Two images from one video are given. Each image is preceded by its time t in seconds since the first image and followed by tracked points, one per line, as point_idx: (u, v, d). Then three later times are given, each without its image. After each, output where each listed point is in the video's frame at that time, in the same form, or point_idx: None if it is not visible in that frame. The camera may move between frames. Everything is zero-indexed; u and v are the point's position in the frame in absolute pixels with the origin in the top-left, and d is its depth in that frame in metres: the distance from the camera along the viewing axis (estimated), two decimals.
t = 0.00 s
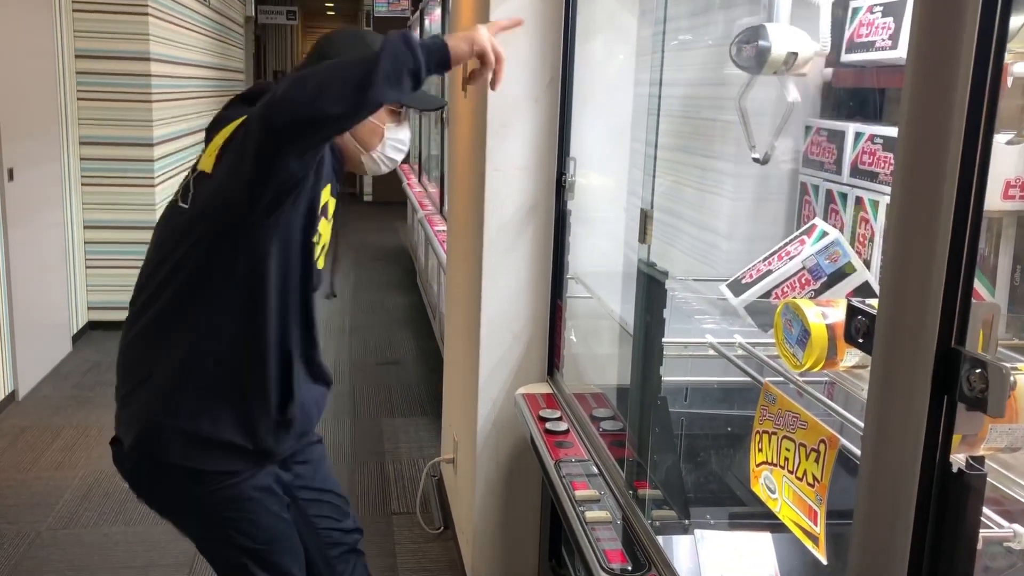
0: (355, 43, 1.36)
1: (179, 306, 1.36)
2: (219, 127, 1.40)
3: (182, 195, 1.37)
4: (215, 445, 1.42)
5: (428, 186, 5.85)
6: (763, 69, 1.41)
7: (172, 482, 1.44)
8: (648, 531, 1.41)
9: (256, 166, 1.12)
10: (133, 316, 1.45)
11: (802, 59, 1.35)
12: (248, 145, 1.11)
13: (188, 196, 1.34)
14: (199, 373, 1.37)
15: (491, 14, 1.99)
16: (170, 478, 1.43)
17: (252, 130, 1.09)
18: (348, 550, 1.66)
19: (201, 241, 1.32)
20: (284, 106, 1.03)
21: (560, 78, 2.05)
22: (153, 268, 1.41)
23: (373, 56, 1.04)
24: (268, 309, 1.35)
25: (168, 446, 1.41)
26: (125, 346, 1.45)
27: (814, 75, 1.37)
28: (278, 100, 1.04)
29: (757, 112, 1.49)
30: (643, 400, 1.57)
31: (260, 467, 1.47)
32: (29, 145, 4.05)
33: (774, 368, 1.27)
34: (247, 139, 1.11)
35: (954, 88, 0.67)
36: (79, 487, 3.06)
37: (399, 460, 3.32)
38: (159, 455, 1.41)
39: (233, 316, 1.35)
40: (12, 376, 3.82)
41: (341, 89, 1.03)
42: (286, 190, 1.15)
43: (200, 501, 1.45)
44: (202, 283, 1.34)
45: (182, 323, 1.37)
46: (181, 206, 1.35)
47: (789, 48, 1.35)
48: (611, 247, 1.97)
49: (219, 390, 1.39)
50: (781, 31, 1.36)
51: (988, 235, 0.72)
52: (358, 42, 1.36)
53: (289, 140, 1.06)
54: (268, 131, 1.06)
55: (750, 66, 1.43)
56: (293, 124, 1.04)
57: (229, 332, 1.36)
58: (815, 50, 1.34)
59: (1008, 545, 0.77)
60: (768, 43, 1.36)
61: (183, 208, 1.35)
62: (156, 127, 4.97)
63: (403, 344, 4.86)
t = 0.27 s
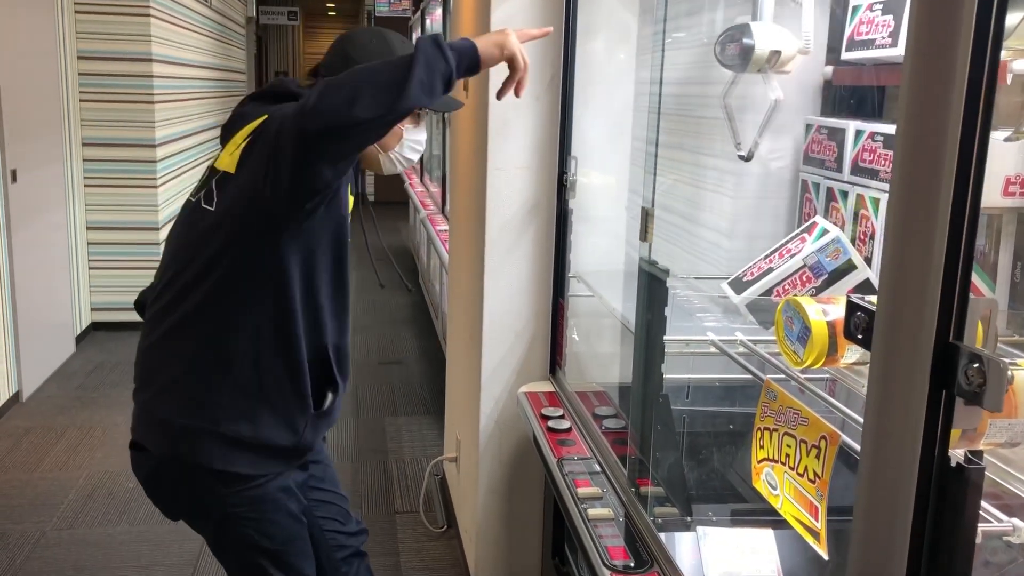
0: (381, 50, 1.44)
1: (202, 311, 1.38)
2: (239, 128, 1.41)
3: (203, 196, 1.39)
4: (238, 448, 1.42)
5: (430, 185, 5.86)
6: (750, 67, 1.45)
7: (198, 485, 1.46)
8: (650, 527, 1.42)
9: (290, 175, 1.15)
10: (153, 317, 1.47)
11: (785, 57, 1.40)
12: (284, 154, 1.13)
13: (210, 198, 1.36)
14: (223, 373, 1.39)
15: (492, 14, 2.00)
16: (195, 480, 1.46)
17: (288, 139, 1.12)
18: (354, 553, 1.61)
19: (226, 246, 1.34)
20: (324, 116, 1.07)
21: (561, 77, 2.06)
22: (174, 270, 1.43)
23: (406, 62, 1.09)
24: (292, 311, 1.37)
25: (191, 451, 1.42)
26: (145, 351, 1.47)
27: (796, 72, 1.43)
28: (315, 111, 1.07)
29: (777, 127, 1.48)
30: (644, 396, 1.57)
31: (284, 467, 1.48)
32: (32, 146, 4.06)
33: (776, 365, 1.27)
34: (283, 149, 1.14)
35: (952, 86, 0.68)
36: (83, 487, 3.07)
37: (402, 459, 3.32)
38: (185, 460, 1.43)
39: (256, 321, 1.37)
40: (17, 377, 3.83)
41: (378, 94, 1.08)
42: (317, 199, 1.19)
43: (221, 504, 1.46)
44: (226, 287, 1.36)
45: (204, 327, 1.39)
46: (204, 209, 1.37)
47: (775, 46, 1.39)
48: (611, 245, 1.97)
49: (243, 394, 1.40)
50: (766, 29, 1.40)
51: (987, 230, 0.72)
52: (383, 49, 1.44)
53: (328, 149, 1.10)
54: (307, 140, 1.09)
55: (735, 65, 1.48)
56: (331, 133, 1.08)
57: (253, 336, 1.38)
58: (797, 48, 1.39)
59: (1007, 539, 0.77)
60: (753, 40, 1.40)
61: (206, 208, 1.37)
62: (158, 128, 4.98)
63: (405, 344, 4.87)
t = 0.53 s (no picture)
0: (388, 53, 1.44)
1: (207, 318, 1.39)
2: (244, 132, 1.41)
3: (209, 203, 1.39)
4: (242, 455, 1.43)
5: (433, 190, 5.86)
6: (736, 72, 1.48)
7: (201, 492, 1.46)
8: (653, 529, 1.43)
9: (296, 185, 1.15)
10: (159, 322, 1.47)
11: (772, 61, 1.42)
12: (290, 164, 1.14)
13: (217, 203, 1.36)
14: (228, 378, 1.40)
15: (494, 20, 2.01)
16: (198, 486, 1.46)
17: (293, 148, 1.12)
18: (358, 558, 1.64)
19: (232, 255, 1.34)
20: (330, 125, 1.08)
21: (563, 83, 2.07)
22: (179, 276, 1.43)
23: (409, 69, 1.11)
24: (297, 321, 1.38)
25: (196, 457, 1.43)
26: (151, 357, 1.48)
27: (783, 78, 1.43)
28: (320, 120, 1.08)
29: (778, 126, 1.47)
30: (648, 400, 1.59)
31: (288, 474, 1.49)
32: (37, 152, 4.08)
33: (778, 368, 1.27)
34: (289, 159, 1.14)
35: (950, 89, 0.68)
36: (88, 491, 3.08)
37: (406, 463, 3.33)
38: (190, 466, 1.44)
39: (261, 328, 1.37)
40: (22, 381, 3.84)
41: (383, 102, 1.09)
42: (322, 209, 1.19)
43: (224, 510, 1.47)
44: (232, 296, 1.36)
45: (209, 332, 1.39)
46: (210, 214, 1.37)
47: (760, 50, 1.42)
48: (613, 248, 1.96)
49: (248, 402, 1.41)
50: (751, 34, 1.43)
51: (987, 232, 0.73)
52: (389, 52, 1.44)
53: (333, 158, 1.10)
54: (311, 149, 1.10)
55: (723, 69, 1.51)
56: (335, 142, 1.08)
57: (258, 344, 1.38)
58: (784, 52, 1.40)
59: (1008, 540, 0.77)
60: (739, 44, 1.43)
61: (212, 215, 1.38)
62: (162, 133, 5.00)
63: (409, 348, 4.87)
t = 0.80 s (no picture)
0: (388, 59, 1.45)
1: (213, 328, 1.39)
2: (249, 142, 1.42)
3: (214, 214, 1.40)
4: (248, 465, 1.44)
5: (437, 199, 5.88)
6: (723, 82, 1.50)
7: (207, 501, 1.47)
8: (657, 540, 1.41)
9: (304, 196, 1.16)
10: (164, 332, 1.48)
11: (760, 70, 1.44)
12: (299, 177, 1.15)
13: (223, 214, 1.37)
14: (234, 388, 1.40)
15: (497, 30, 2.02)
16: (203, 496, 1.47)
17: (303, 160, 1.13)
18: (359, 568, 1.63)
19: (237, 265, 1.35)
20: (340, 139, 1.09)
21: (565, 93, 2.08)
22: (184, 287, 1.44)
23: (417, 82, 1.12)
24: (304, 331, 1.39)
25: (200, 467, 1.44)
26: (156, 367, 1.49)
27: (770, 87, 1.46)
28: (330, 134, 1.10)
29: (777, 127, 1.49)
30: (650, 409, 1.58)
31: (293, 483, 1.50)
32: (43, 162, 4.10)
33: (780, 378, 1.27)
34: (298, 170, 1.15)
35: (946, 102, 0.69)
36: (93, 500, 3.09)
37: (410, 472, 3.33)
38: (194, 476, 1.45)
39: (267, 338, 1.38)
40: (27, 391, 3.86)
41: (392, 115, 1.10)
42: (330, 221, 1.21)
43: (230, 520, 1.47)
44: (238, 306, 1.37)
45: (215, 343, 1.40)
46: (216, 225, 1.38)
47: (749, 60, 1.44)
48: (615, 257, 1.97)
49: (254, 412, 1.41)
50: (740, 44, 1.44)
51: (984, 241, 0.73)
52: (390, 59, 1.45)
53: (341, 173, 1.11)
54: (321, 162, 1.11)
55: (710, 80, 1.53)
56: (345, 155, 1.09)
57: (264, 354, 1.39)
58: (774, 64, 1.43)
59: (1008, 549, 0.77)
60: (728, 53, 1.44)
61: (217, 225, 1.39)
62: (167, 143, 5.02)
63: (413, 357, 4.88)
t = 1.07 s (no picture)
0: (394, 69, 1.44)
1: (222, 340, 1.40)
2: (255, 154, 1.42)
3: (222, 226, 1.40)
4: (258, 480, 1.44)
5: (441, 212, 5.90)
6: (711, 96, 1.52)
7: (216, 515, 1.47)
8: (663, 554, 1.41)
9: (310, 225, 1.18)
10: (171, 345, 1.49)
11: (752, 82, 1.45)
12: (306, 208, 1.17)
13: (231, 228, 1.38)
14: (244, 403, 1.41)
15: (500, 44, 2.04)
16: (214, 510, 1.47)
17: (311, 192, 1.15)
18: None
19: (245, 278, 1.36)
20: (350, 182, 1.12)
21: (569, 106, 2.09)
22: (192, 301, 1.44)
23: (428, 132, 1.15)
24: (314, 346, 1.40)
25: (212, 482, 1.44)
26: (167, 381, 1.49)
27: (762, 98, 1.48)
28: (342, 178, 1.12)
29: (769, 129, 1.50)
30: (655, 422, 1.60)
31: (301, 499, 1.49)
32: (49, 177, 4.13)
33: (785, 391, 1.27)
34: (305, 201, 1.17)
35: (947, 113, 0.70)
36: (98, 514, 3.09)
37: (415, 485, 3.33)
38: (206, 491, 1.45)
39: (277, 352, 1.39)
40: (33, 405, 3.87)
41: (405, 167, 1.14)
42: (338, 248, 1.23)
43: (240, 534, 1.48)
44: (248, 320, 1.38)
45: (223, 357, 1.40)
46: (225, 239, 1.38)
47: (739, 72, 1.45)
48: (619, 270, 1.98)
49: (263, 424, 1.42)
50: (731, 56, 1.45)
51: (987, 252, 0.73)
52: (396, 70, 1.45)
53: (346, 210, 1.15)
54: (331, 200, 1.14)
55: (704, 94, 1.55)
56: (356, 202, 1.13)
57: (274, 367, 1.40)
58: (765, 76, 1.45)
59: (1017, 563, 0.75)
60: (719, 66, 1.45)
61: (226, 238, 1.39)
62: (173, 157, 5.05)
63: (417, 370, 4.88)
